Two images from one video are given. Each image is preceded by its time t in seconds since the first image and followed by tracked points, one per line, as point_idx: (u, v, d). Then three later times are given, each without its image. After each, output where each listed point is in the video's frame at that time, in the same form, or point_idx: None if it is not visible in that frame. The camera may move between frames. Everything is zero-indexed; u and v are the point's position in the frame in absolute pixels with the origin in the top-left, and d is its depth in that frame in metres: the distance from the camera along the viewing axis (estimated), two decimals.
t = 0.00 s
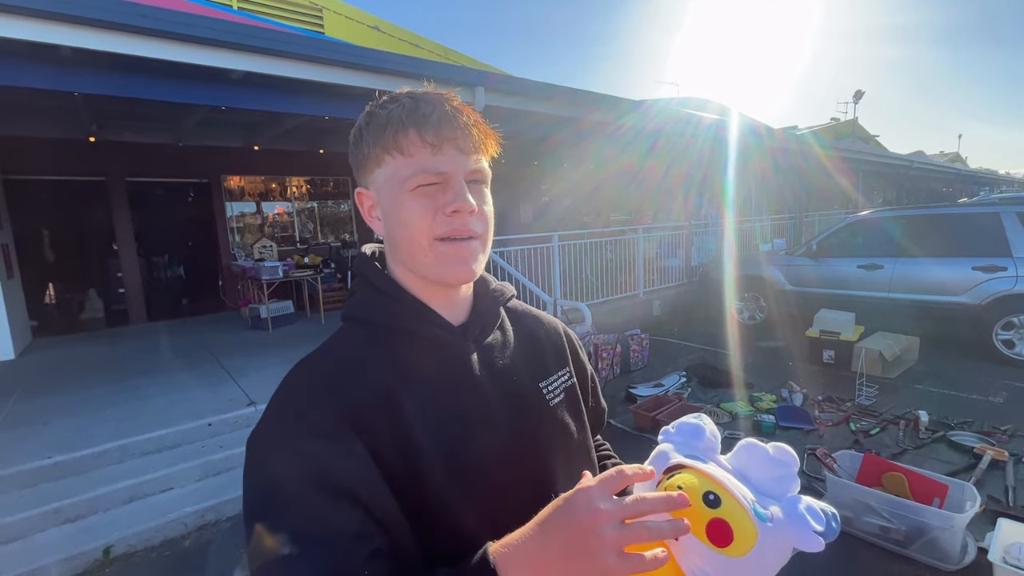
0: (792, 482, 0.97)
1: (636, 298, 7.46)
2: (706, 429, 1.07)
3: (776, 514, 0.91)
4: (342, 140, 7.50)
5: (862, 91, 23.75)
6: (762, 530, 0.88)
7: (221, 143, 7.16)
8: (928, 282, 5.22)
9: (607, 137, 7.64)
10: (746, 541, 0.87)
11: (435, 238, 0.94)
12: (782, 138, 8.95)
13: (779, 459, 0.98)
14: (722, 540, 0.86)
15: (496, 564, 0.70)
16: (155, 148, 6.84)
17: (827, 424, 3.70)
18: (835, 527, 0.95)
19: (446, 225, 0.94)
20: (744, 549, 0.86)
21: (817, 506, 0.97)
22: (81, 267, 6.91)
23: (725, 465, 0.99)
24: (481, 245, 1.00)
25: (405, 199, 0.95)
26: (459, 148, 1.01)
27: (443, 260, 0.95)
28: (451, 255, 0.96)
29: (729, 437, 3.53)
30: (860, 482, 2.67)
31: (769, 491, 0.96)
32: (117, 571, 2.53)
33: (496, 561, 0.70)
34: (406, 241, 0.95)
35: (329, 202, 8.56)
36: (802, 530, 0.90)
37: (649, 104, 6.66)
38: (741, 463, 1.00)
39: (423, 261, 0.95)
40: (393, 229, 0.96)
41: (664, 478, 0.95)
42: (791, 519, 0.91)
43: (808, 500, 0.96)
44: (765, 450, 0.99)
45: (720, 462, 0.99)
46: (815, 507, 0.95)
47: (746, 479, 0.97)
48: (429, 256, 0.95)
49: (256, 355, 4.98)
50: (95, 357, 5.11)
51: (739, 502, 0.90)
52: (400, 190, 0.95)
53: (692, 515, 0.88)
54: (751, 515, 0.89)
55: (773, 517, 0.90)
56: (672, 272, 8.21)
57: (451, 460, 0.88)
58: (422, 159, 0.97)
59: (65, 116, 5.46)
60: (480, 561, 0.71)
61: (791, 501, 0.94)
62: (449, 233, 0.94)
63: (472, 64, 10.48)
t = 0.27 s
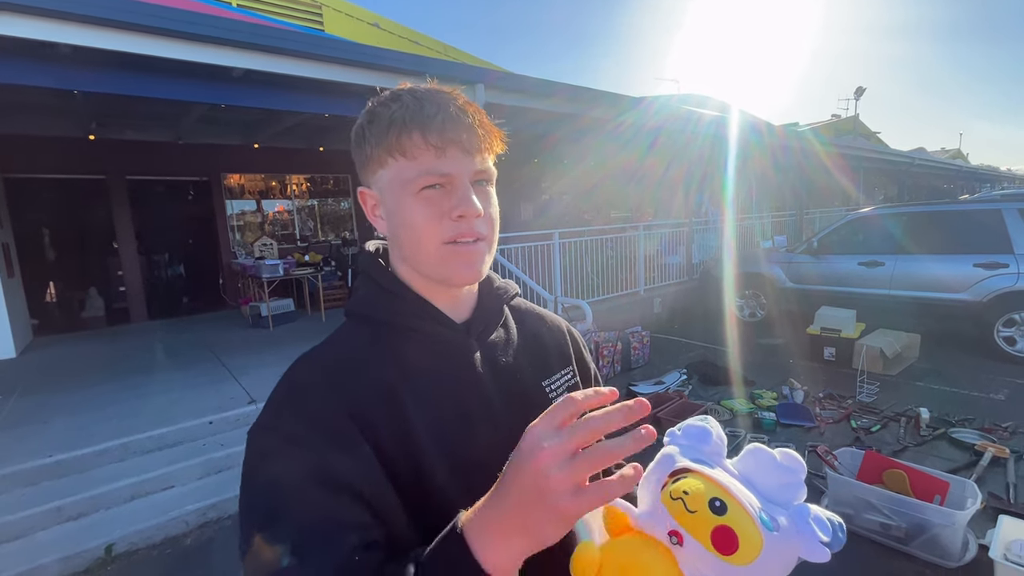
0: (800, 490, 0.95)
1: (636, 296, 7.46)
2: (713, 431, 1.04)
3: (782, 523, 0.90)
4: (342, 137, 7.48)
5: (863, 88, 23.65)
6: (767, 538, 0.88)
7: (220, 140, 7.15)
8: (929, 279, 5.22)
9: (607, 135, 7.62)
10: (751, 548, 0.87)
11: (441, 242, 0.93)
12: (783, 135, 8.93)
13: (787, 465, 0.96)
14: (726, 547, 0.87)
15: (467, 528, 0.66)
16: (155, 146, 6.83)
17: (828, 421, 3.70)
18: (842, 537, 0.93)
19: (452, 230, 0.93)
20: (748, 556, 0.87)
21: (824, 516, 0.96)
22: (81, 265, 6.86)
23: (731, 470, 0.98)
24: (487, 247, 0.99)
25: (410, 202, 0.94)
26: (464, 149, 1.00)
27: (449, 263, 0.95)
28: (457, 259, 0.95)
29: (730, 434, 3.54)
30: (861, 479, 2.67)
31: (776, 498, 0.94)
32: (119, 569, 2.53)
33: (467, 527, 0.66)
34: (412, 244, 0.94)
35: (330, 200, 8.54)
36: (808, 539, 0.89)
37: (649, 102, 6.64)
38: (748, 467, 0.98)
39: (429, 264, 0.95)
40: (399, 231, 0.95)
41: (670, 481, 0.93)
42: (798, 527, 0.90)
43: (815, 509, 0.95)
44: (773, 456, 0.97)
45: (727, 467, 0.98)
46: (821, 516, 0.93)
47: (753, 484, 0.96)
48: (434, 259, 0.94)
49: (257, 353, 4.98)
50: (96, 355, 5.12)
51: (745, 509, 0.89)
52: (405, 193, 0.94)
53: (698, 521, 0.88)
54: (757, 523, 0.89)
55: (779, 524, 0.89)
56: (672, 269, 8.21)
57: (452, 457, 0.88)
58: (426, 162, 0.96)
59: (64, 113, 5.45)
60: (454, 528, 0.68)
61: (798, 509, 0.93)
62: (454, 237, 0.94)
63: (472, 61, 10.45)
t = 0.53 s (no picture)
0: (805, 495, 0.94)
1: (637, 293, 7.45)
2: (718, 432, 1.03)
3: (789, 529, 0.88)
4: (342, 135, 7.47)
5: (865, 84, 23.56)
6: (774, 546, 0.86)
7: (220, 138, 7.13)
8: (930, 276, 5.20)
9: (607, 132, 7.60)
10: (757, 557, 0.86)
11: (437, 238, 0.93)
12: (784, 132, 8.90)
13: (795, 470, 0.95)
14: (734, 556, 0.85)
15: None
16: (155, 144, 6.82)
17: (830, 419, 3.69)
18: (847, 543, 0.91)
19: (448, 225, 0.93)
20: (755, 565, 0.85)
21: (829, 520, 0.94)
22: (82, 263, 6.90)
23: (736, 474, 0.97)
24: (486, 242, 0.99)
25: (406, 198, 0.94)
26: (459, 143, 0.99)
27: (447, 259, 0.94)
28: (455, 255, 0.95)
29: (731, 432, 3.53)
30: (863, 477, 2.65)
31: (782, 503, 0.93)
32: (121, 567, 2.53)
33: None
34: (410, 241, 0.94)
35: (330, 198, 8.51)
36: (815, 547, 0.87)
37: (649, 99, 6.62)
38: (753, 471, 0.97)
39: (426, 261, 0.94)
40: (396, 228, 0.95)
41: (676, 487, 0.94)
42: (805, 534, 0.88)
43: (821, 514, 0.93)
44: (781, 459, 0.96)
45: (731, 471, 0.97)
46: (828, 522, 0.91)
47: (759, 488, 0.95)
48: (432, 255, 0.94)
49: (258, 351, 4.98)
50: (97, 354, 5.12)
51: (753, 517, 0.88)
52: (401, 189, 0.94)
53: (705, 529, 0.88)
54: (764, 530, 0.87)
55: (787, 532, 0.87)
56: (673, 267, 8.19)
57: (458, 458, 0.87)
58: (421, 156, 0.95)
59: (64, 112, 5.45)
60: None
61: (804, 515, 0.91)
62: (451, 233, 0.93)
63: (472, 59, 10.42)
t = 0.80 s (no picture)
0: (808, 500, 0.93)
1: (638, 291, 7.44)
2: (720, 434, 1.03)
3: (792, 536, 0.88)
4: (343, 133, 7.45)
5: (867, 81, 23.47)
6: (778, 555, 0.85)
7: (220, 136, 7.12)
8: (931, 274, 5.19)
9: (608, 130, 7.58)
10: (760, 566, 0.84)
11: (441, 234, 0.92)
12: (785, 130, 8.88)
13: (798, 475, 0.94)
14: (737, 566, 0.83)
15: None
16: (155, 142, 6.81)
17: (831, 417, 3.69)
18: (848, 548, 0.91)
19: (453, 221, 0.92)
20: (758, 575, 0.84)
21: (831, 526, 0.93)
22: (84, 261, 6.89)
23: (739, 479, 0.96)
24: (490, 240, 0.98)
25: (410, 193, 0.93)
26: (465, 138, 0.98)
27: (451, 256, 0.94)
28: (459, 252, 0.94)
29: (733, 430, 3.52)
30: (865, 475, 2.65)
31: (785, 508, 0.92)
32: (123, 565, 2.54)
33: None
34: (412, 237, 0.93)
35: (331, 195, 8.48)
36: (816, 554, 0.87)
37: (650, 97, 6.60)
38: (756, 474, 0.96)
39: (429, 257, 0.93)
40: (399, 223, 0.94)
41: (679, 493, 0.93)
42: (806, 541, 0.88)
43: (823, 519, 0.93)
44: (784, 463, 0.95)
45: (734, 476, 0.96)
46: (828, 528, 0.91)
47: (761, 493, 0.94)
48: (436, 251, 0.93)
49: (259, 349, 4.98)
50: (98, 352, 5.12)
51: (756, 525, 0.86)
52: (405, 183, 0.93)
53: (707, 539, 0.86)
54: (767, 538, 0.86)
55: (790, 540, 0.87)
56: (674, 264, 8.18)
57: (459, 458, 0.87)
58: (427, 151, 0.94)
59: (65, 110, 5.44)
60: None
61: (807, 521, 0.91)
62: (455, 229, 0.92)
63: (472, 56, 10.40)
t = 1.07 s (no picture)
0: (809, 494, 0.92)
1: (639, 289, 7.43)
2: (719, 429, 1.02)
3: (791, 532, 0.87)
4: (344, 131, 7.44)
5: (869, 79, 23.39)
6: (777, 552, 0.85)
7: (221, 134, 7.12)
8: (934, 272, 5.17)
9: (609, 128, 7.57)
10: (759, 564, 0.84)
11: (447, 232, 0.92)
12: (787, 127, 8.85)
13: (797, 469, 0.93)
14: (735, 565, 0.83)
15: None
16: (156, 140, 6.82)
17: (833, 415, 3.68)
18: (849, 544, 0.91)
19: (458, 219, 0.92)
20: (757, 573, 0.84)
21: (831, 522, 0.93)
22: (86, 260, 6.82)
23: (737, 474, 0.95)
24: (495, 239, 0.98)
25: (416, 190, 0.92)
26: (473, 137, 0.98)
27: (455, 254, 0.93)
28: (464, 250, 0.94)
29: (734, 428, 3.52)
30: (867, 473, 2.64)
31: (784, 503, 0.91)
32: (125, 563, 2.54)
33: None
34: (417, 234, 0.93)
35: (332, 193, 8.46)
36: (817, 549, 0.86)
37: (651, 95, 6.59)
38: (754, 470, 0.95)
39: (434, 255, 0.93)
40: (403, 219, 0.93)
41: (677, 491, 0.93)
42: (806, 537, 0.87)
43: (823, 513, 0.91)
44: (783, 458, 0.94)
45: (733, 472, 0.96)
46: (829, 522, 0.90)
47: (760, 488, 0.93)
48: (441, 250, 0.93)
49: (260, 347, 4.98)
50: (100, 350, 5.13)
51: (754, 522, 0.86)
52: (410, 180, 0.92)
53: (706, 537, 0.86)
54: (765, 535, 0.86)
55: (790, 536, 0.86)
56: (675, 263, 8.16)
57: (462, 456, 0.86)
58: (434, 149, 0.94)
59: (66, 108, 5.45)
60: None
61: (807, 516, 0.90)
62: (461, 228, 0.92)
63: (473, 54, 10.38)
